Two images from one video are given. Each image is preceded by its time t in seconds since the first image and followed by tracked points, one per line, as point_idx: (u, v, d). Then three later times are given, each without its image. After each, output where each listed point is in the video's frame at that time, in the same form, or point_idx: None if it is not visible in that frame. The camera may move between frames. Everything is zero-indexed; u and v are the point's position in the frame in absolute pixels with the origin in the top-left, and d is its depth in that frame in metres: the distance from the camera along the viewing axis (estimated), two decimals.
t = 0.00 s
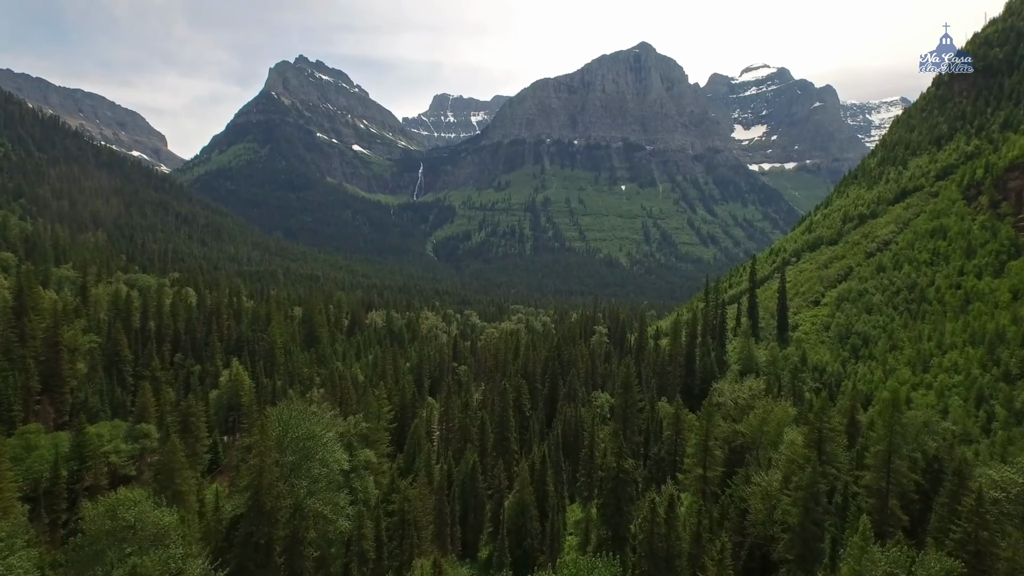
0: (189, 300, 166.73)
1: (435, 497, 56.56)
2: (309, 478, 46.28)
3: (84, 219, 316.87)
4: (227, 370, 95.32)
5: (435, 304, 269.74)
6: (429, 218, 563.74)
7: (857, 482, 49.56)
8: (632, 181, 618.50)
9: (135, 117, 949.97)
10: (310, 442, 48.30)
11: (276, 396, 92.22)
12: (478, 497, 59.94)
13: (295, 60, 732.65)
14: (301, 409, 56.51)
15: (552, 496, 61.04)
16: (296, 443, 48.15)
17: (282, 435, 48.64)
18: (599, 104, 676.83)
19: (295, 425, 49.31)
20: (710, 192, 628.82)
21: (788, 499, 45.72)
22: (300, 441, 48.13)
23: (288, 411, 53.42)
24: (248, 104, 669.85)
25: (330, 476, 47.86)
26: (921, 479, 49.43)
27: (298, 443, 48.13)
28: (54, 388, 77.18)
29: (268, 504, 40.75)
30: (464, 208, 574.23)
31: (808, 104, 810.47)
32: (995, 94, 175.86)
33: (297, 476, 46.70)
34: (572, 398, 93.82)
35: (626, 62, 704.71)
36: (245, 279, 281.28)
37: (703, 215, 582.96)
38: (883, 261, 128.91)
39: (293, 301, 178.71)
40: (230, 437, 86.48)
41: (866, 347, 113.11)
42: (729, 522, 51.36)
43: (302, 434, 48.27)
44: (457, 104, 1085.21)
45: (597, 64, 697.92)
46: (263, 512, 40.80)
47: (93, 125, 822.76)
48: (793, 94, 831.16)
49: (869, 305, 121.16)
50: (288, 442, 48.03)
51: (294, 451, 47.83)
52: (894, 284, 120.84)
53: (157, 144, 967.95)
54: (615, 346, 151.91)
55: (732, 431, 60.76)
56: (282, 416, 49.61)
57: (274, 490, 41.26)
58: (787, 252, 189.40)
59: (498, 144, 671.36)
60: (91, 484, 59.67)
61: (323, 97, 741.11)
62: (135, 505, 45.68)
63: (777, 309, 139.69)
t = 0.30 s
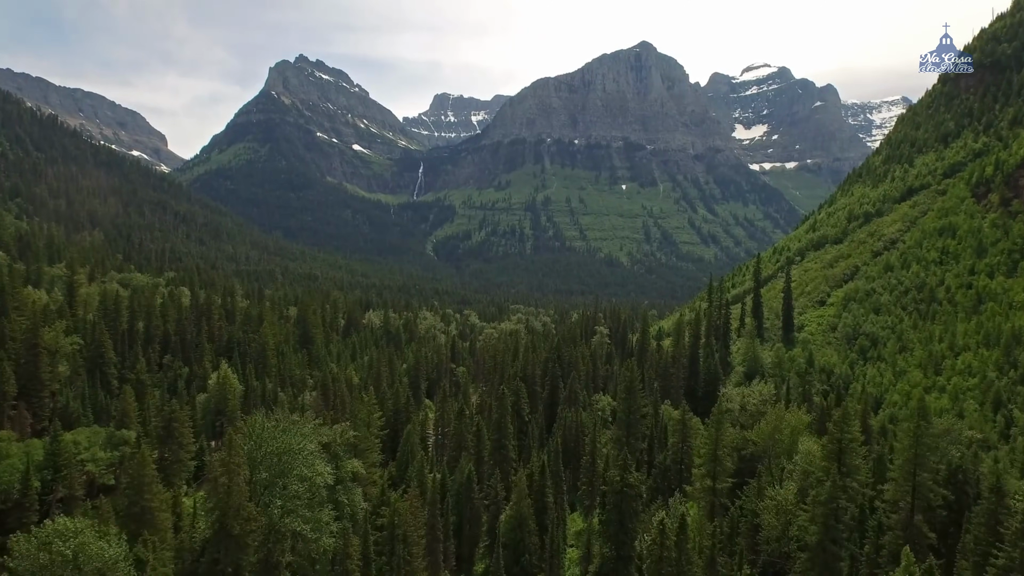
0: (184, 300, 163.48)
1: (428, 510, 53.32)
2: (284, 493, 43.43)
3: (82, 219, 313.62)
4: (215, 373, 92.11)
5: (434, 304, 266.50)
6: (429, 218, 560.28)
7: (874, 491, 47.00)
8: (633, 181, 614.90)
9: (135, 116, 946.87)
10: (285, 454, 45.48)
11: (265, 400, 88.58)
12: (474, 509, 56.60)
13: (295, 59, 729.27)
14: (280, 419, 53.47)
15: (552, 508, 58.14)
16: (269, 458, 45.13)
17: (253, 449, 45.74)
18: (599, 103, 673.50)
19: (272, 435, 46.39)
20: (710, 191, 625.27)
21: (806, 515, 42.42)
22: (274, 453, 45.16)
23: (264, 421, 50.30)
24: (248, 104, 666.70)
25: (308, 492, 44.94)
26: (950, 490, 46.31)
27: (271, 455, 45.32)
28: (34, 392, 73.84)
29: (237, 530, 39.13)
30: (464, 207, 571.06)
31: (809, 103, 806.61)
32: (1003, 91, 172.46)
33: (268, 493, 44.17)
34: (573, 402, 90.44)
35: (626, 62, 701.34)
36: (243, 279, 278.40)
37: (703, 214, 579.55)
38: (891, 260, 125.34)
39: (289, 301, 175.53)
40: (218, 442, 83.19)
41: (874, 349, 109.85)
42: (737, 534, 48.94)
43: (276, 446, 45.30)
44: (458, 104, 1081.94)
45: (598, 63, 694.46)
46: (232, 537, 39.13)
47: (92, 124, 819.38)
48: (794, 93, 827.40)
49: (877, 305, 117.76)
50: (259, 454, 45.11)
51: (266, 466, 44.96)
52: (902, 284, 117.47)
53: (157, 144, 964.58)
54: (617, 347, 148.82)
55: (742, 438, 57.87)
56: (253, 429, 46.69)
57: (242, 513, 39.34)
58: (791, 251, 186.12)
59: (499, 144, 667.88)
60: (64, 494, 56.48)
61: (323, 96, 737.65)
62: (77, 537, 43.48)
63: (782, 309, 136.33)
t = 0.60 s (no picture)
0: (178, 300, 160.20)
1: (421, 525, 49.92)
2: (256, 515, 41.11)
3: (79, 219, 310.17)
4: (204, 377, 89.04)
5: (433, 304, 263.40)
6: (430, 218, 556.56)
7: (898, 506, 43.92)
8: (634, 180, 611.22)
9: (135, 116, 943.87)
10: (259, 469, 43.06)
11: (252, 406, 85.08)
12: (470, 522, 53.46)
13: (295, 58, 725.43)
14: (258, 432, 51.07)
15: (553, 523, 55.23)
16: (240, 477, 42.84)
17: (223, 469, 43.51)
18: (600, 102, 670.44)
19: (244, 453, 44.11)
20: (711, 191, 621.96)
21: (827, 533, 39.34)
22: (245, 472, 42.82)
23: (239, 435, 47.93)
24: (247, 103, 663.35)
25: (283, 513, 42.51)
26: (980, 506, 43.32)
27: (242, 473, 43.07)
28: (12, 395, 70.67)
29: (195, 556, 36.44)
30: (465, 207, 567.51)
31: (810, 103, 803.36)
32: (1010, 87, 169.05)
33: (239, 515, 41.85)
34: (574, 406, 87.24)
35: (627, 61, 697.98)
36: (241, 279, 275.41)
37: (704, 214, 575.98)
38: (898, 259, 121.86)
39: (284, 301, 172.34)
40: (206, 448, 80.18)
41: (882, 351, 106.48)
42: (750, 553, 46.38)
43: (247, 465, 42.97)
44: (458, 104, 1078.57)
45: (598, 62, 691.29)
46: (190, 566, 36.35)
47: (92, 124, 816.01)
48: (795, 93, 824.12)
49: (885, 306, 114.36)
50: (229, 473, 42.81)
51: (236, 487, 42.72)
52: (911, 283, 114.02)
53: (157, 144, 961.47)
54: (619, 348, 145.82)
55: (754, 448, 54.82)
56: (225, 446, 44.32)
57: (206, 537, 36.85)
58: (795, 250, 182.89)
59: (499, 143, 664.02)
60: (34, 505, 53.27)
61: (323, 96, 734.09)
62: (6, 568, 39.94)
63: (787, 309, 132.99)
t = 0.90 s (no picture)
0: (172, 300, 156.82)
1: (410, 542, 46.55)
2: (221, 542, 37.86)
3: (75, 218, 306.88)
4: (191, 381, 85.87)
5: (432, 304, 259.82)
6: (430, 217, 552.85)
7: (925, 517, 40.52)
8: (635, 180, 607.34)
9: (135, 115, 940.60)
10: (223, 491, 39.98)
11: (239, 413, 82.12)
12: (466, 538, 50.13)
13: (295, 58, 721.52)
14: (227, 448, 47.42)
15: (553, 538, 52.37)
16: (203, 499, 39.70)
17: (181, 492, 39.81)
18: (601, 102, 666.88)
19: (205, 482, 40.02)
20: (712, 190, 618.34)
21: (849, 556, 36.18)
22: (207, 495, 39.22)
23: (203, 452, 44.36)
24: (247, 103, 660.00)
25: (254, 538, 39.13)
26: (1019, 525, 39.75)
27: (208, 494, 40.26)
28: None
29: None
30: (465, 207, 563.88)
31: (811, 102, 799.30)
32: (1019, 84, 165.50)
33: (201, 542, 38.51)
34: (575, 411, 83.95)
35: (628, 60, 694.38)
36: (239, 279, 271.90)
37: (705, 213, 571.95)
38: (907, 258, 118.23)
39: (280, 300, 169.22)
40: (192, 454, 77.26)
41: (892, 352, 102.94)
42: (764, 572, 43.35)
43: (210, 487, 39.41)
44: (458, 103, 1074.69)
45: (599, 61, 687.86)
46: None
47: (92, 124, 812.61)
48: (796, 92, 820.04)
49: (894, 306, 110.83)
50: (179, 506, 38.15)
51: (199, 510, 39.59)
52: (920, 283, 110.51)
53: (157, 143, 958.06)
54: (621, 350, 142.49)
55: (767, 460, 52.09)
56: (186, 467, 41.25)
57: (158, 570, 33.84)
58: (799, 249, 179.38)
59: (500, 143, 660.13)
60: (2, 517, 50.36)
61: (323, 95, 730.52)
62: None
63: (793, 310, 129.42)
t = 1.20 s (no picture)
0: (165, 299, 153.55)
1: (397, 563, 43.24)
2: None
3: (73, 217, 303.87)
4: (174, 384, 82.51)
5: (431, 304, 256.36)
6: (431, 217, 548.79)
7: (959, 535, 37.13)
8: (635, 179, 603.78)
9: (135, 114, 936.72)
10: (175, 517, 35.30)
11: (226, 418, 79.42)
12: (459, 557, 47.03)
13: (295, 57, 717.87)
14: (194, 463, 44.36)
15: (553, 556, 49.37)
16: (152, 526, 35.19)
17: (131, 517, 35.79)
18: (601, 101, 663.46)
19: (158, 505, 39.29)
20: (713, 190, 614.88)
21: None
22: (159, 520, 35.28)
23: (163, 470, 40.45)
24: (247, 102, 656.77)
25: (212, 568, 35.82)
26: None
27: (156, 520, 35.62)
28: None
29: None
30: (465, 207, 560.49)
31: (812, 102, 795.54)
32: None
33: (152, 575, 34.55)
34: (576, 416, 80.62)
35: (629, 59, 690.72)
36: (239, 279, 268.98)
37: (706, 213, 568.08)
38: (916, 257, 114.49)
39: (275, 299, 166.06)
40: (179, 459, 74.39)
41: (902, 354, 99.32)
42: None
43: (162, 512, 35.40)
44: (459, 102, 1070.74)
45: (599, 61, 684.79)
46: None
47: (92, 123, 809.32)
48: (797, 91, 816.16)
49: (903, 307, 107.10)
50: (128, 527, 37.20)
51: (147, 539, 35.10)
52: (930, 283, 106.85)
53: (157, 143, 954.34)
54: (623, 351, 139.23)
55: (780, 472, 48.79)
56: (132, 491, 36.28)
57: None
58: (803, 249, 175.97)
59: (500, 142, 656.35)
60: None
61: (323, 95, 727.05)
62: None
63: (798, 311, 125.69)
